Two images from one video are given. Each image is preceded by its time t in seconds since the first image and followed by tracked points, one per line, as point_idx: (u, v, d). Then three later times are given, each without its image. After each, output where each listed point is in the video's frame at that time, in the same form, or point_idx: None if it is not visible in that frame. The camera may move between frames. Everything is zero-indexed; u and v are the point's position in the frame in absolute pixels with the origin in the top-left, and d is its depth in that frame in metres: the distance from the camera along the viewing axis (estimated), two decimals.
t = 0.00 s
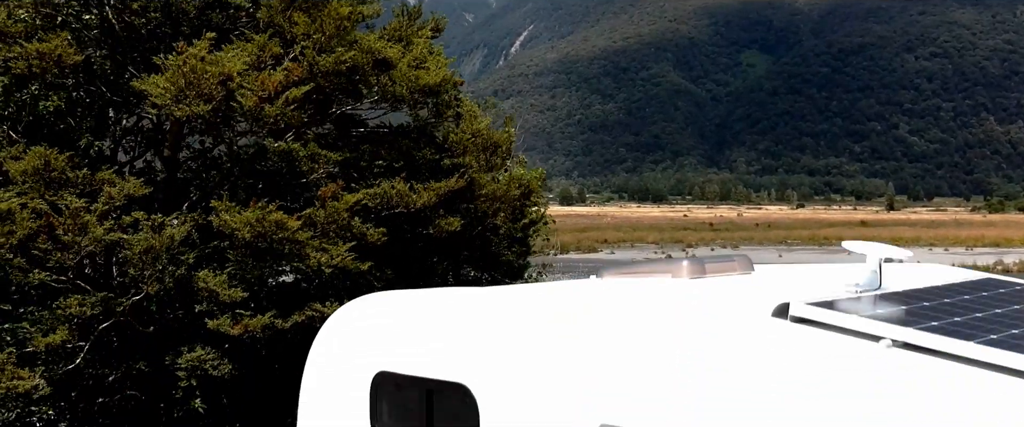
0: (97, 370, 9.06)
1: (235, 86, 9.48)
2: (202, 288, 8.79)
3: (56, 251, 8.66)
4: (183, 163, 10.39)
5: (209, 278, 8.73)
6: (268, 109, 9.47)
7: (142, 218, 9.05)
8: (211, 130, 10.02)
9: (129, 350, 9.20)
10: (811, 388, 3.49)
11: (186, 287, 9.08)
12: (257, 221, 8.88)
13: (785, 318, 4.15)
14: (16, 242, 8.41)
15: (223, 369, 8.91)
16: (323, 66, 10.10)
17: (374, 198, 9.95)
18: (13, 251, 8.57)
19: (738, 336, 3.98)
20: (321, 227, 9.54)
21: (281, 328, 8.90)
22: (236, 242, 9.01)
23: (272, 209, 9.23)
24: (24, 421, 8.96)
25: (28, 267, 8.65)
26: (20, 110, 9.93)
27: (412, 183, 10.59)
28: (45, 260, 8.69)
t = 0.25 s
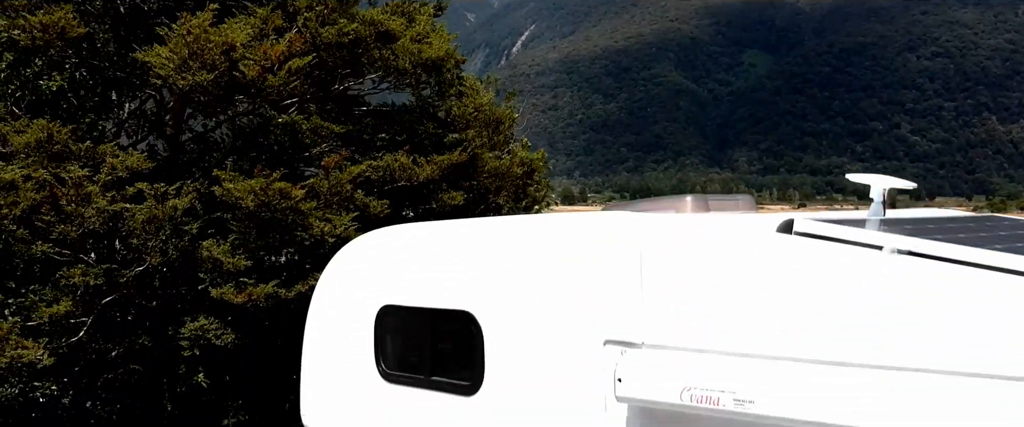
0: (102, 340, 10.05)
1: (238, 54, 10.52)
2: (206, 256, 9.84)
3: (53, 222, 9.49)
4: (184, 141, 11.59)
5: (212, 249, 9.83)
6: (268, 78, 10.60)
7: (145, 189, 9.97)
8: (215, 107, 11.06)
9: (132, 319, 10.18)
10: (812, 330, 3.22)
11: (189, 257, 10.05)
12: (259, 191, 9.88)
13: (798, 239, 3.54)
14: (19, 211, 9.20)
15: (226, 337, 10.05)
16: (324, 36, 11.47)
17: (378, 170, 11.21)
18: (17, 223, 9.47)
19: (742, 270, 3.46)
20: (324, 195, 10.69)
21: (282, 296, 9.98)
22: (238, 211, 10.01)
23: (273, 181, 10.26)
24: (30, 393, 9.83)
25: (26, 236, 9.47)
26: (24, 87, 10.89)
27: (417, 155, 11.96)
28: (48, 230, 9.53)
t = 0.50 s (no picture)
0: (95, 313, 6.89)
1: (238, 25, 8.05)
2: (211, 229, 6.87)
3: (71, 173, 6.55)
4: (186, 124, 8.53)
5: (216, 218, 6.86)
6: (272, 49, 8.27)
7: (145, 156, 6.89)
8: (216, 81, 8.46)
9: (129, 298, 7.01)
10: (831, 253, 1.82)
11: (193, 231, 6.94)
12: (263, 162, 7.17)
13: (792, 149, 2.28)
14: (18, 183, 6.38)
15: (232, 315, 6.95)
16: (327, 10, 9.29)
17: (382, 145, 8.69)
18: (19, 194, 6.50)
19: (666, 162, 2.07)
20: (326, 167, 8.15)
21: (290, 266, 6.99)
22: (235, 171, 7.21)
23: (279, 150, 7.55)
24: (31, 370, 6.83)
25: (30, 209, 6.48)
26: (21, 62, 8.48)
27: (420, 130, 9.55)
28: (52, 205, 6.53)
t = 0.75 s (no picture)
0: (100, 284, 6.80)
1: None
2: (213, 194, 6.94)
3: (77, 136, 6.45)
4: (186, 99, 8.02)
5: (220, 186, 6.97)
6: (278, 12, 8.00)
7: (148, 123, 6.76)
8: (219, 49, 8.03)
9: (136, 271, 6.87)
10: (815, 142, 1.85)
11: (196, 200, 6.92)
12: (265, 126, 7.24)
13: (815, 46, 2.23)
14: (20, 149, 6.29)
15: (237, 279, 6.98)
16: None
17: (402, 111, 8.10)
18: (24, 161, 6.37)
19: (651, 61, 2.09)
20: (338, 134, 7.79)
21: (293, 230, 7.06)
22: (237, 137, 7.21)
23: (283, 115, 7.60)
24: (33, 342, 6.87)
25: (32, 174, 6.39)
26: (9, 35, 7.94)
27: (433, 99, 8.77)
28: (56, 173, 6.50)
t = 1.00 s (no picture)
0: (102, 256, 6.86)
1: None
2: (215, 162, 7.07)
3: (79, 103, 6.56)
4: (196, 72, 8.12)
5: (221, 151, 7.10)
6: None
7: (151, 93, 6.85)
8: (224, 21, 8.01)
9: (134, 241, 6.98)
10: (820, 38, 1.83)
11: (198, 168, 7.06)
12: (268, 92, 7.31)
13: None
14: (24, 116, 6.35)
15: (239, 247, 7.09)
16: None
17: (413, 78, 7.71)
18: (27, 129, 6.42)
19: None
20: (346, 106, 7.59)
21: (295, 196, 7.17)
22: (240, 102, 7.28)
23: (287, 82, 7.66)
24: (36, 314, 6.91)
25: (35, 143, 6.46)
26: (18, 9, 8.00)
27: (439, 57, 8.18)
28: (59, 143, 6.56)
